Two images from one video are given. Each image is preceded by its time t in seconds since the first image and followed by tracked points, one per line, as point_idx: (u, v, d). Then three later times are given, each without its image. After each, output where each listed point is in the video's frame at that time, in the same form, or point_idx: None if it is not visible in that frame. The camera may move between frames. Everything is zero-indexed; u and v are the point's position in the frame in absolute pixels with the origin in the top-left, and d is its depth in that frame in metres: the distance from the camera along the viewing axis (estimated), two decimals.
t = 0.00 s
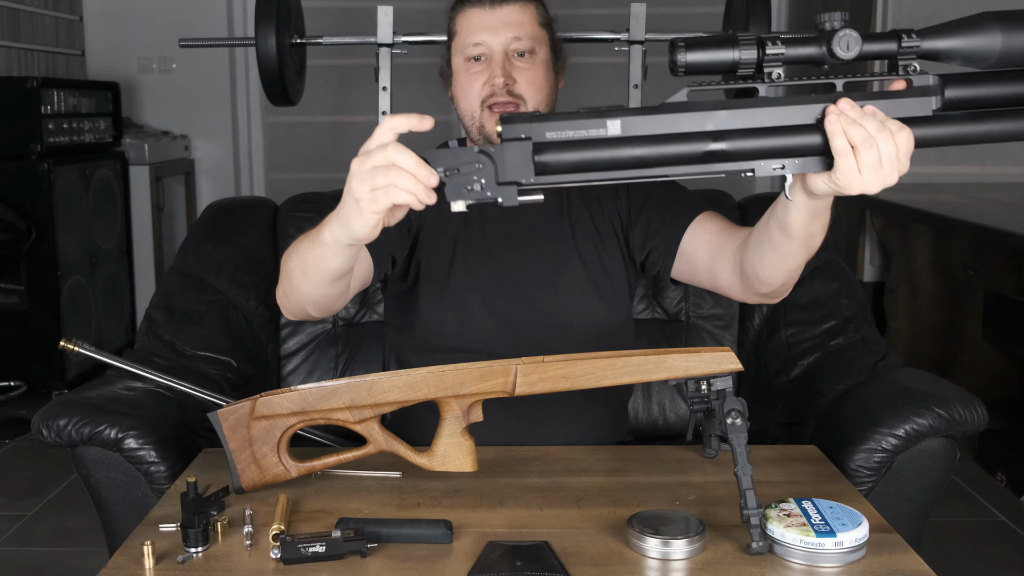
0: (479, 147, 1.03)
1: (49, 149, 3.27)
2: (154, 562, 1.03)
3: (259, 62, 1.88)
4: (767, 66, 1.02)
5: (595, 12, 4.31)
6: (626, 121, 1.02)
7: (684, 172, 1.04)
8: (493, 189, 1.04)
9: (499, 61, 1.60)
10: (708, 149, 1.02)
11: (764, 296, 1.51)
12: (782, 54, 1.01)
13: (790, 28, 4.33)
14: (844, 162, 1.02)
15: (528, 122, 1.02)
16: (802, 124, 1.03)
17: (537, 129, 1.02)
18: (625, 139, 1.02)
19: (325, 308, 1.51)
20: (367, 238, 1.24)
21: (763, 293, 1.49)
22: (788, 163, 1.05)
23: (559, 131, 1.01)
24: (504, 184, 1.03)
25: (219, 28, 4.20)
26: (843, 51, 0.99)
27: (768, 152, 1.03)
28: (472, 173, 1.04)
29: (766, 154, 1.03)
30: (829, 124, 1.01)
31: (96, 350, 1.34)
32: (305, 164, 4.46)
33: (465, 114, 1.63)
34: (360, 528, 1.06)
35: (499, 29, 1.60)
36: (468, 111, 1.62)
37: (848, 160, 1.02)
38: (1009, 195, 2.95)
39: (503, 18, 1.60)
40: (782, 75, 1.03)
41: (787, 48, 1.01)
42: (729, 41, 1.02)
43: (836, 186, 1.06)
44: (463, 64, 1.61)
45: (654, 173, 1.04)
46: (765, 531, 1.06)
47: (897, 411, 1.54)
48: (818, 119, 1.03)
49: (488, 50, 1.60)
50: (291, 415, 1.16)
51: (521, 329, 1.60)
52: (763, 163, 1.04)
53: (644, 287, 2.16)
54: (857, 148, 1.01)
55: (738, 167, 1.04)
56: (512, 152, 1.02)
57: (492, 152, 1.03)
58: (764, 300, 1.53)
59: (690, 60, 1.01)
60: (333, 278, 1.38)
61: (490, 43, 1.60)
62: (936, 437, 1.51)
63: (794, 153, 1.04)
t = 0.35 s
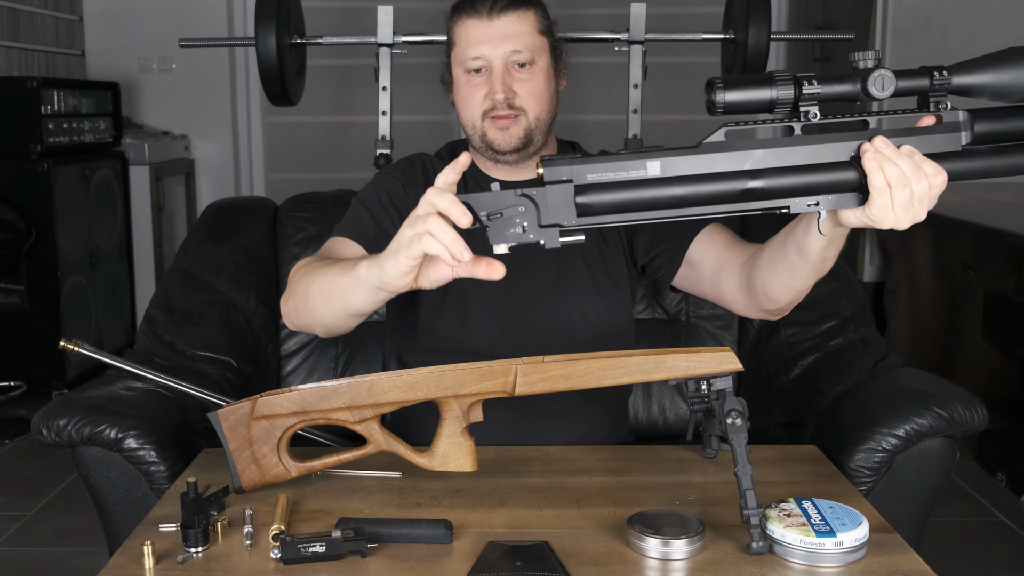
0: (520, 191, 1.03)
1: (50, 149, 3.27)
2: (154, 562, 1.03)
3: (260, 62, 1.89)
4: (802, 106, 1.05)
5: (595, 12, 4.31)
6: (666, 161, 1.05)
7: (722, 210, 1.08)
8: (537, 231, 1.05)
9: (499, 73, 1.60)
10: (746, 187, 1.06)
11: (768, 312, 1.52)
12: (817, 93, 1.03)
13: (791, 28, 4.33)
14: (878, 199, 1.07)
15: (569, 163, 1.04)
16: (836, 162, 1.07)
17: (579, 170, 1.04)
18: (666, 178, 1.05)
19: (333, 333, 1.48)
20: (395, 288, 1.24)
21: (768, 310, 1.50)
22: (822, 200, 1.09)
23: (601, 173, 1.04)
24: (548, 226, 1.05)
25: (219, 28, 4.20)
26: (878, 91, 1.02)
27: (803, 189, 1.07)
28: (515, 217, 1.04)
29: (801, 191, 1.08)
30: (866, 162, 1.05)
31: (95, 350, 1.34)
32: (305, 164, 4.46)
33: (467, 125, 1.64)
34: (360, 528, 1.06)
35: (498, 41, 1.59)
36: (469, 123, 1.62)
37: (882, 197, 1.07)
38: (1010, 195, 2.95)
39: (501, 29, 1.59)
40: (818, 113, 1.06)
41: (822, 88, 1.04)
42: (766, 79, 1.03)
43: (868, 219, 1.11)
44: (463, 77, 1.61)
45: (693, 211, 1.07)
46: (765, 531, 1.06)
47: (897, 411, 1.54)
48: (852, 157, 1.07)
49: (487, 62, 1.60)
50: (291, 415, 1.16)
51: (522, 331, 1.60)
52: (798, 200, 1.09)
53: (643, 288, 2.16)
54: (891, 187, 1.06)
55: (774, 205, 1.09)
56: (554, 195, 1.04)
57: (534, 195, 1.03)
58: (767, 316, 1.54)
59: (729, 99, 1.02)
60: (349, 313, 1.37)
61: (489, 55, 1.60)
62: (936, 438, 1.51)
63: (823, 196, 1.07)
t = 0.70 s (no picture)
0: (535, 195, 1.03)
1: (50, 149, 3.28)
2: (154, 562, 1.03)
3: (260, 62, 1.89)
4: (818, 112, 1.05)
5: (595, 12, 4.31)
6: (682, 167, 1.05)
7: (736, 216, 1.08)
8: (551, 236, 1.04)
9: (504, 73, 1.60)
10: (761, 194, 1.07)
11: (771, 316, 1.52)
12: (834, 100, 1.03)
13: (791, 28, 4.33)
14: (892, 208, 1.06)
15: (586, 168, 1.03)
16: (849, 170, 1.07)
17: (595, 175, 1.03)
18: (682, 184, 1.05)
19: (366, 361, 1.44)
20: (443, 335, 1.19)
21: (772, 313, 1.50)
22: (835, 207, 1.09)
23: (618, 179, 1.04)
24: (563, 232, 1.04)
25: (219, 28, 4.20)
26: (894, 101, 1.02)
27: (817, 196, 1.08)
28: (531, 222, 1.03)
29: (815, 199, 1.08)
30: (880, 170, 1.05)
31: (96, 350, 1.34)
32: (305, 165, 4.46)
33: (472, 125, 1.64)
34: (360, 528, 1.06)
35: (503, 40, 1.59)
36: (475, 123, 1.62)
37: (896, 206, 1.06)
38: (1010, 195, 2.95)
39: (506, 29, 1.59)
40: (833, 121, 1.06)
41: (838, 95, 1.03)
42: (783, 86, 1.02)
43: (880, 228, 1.11)
44: (468, 77, 1.61)
45: (709, 217, 1.07)
46: (765, 531, 1.06)
47: (897, 411, 1.54)
48: (866, 165, 1.07)
49: (492, 62, 1.60)
50: (291, 415, 1.16)
51: (523, 332, 1.60)
52: (811, 207, 1.09)
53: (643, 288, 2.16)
54: (904, 196, 1.06)
55: (789, 212, 1.09)
56: (571, 200, 1.03)
57: (550, 200, 1.03)
58: (769, 320, 1.55)
59: (748, 106, 1.00)
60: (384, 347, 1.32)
61: (494, 55, 1.60)
62: (936, 438, 1.51)
63: (823, 197, 1.08)
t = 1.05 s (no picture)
0: (528, 195, 1.03)
1: (50, 149, 3.27)
2: (154, 562, 1.03)
3: (260, 62, 1.89)
4: (814, 117, 1.04)
5: (595, 12, 4.31)
6: (675, 169, 1.05)
7: (728, 219, 1.08)
8: (544, 236, 1.05)
9: (504, 73, 1.60)
10: (755, 198, 1.06)
11: (767, 319, 1.52)
12: (830, 105, 1.02)
13: (791, 28, 4.33)
14: (886, 213, 1.07)
15: (580, 168, 1.04)
16: (845, 175, 1.07)
17: (589, 176, 1.04)
18: (674, 187, 1.05)
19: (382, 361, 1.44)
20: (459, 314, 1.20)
21: (768, 317, 1.51)
22: (828, 213, 1.09)
23: (611, 180, 1.04)
24: (555, 232, 1.05)
25: (219, 28, 4.20)
26: (889, 107, 1.02)
27: (811, 201, 1.07)
28: (523, 221, 1.04)
29: (810, 204, 1.08)
30: (875, 177, 1.05)
31: (95, 350, 1.34)
32: (306, 165, 4.46)
33: (472, 124, 1.64)
34: (360, 528, 1.06)
35: (503, 41, 1.59)
36: (475, 122, 1.63)
37: (890, 211, 1.07)
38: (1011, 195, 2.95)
39: (506, 29, 1.59)
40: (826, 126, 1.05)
41: (834, 100, 1.03)
42: (779, 90, 1.03)
43: (874, 234, 1.11)
44: (468, 77, 1.61)
45: (700, 220, 1.07)
46: (765, 531, 1.06)
47: (897, 411, 1.54)
48: (860, 171, 1.08)
49: (492, 62, 1.60)
50: (291, 415, 1.16)
51: (525, 333, 1.60)
52: (804, 212, 1.09)
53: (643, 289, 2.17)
54: (899, 203, 1.06)
55: (782, 216, 1.09)
56: (563, 200, 1.04)
57: (543, 200, 1.04)
58: (766, 323, 1.55)
59: (742, 108, 1.01)
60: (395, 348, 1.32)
61: (494, 55, 1.60)
62: (936, 438, 1.51)
63: (821, 201, 1.08)
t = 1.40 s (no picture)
0: (523, 181, 1.04)
1: (50, 149, 3.27)
2: (154, 562, 1.03)
3: (260, 62, 1.90)
4: (813, 113, 1.05)
5: (594, 12, 4.31)
6: (672, 161, 1.05)
7: (722, 213, 1.08)
8: (537, 223, 1.05)
9: (503, 75, 1.60)
10: (750, 191, 1.06)
11: (766, 318, 1.52)
12: (828, 100, 1.03)
13: (791, 28, 4.33)
14: (882, 212, 1.06)
15: (576, 157, 1.04)
16: (841, 171, 1.08)
17: (584, 164, 1.04)
18: (670, 178, 1.06)
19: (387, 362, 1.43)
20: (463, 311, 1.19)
21: (767, 316, 1.51)
22: (823, 209, 1.09)
23: (606, 168, 1.04)
24: (548, 219, 1.05)
25: (219, 28, 4.20)
26: (889, 106, 1.01)
27: (807, 197, 1.08)
28: (516, 207, 1.04)
29: (805, 199, 1.08)
30: (871, 176, 1.05)
31: (95, 350, 1.34)
32: (306, 165, 4.46)
33: (472, 125, 1.64)
34: (360, 528, 1.06)
35: (502, 42, 1.59)
36: (474, 123, 1.63)
37: (885, 210, 1.06)
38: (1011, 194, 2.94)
39: (505, 30, 1.59)
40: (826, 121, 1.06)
41: (834, 96, 1.03)
42: (779, 84, 1.03)
43: (868, 232, 1.10)
44: (467, 78, 1.61)
45: (695, 212, 1.07)
46: (765, 531, 1.06)
47: (897, 411, 1.54)
48: (857, 168, 1.08)
49: (491, 63, 1.60)
50: (291, 415, 1.16)
51: (525, 333, 1.60)
52: (799, 208, 1.09)
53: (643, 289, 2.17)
54: (894, 202, 1.06)
55: (776, 211, 1.09)
56: (558, 187, 1.04)
57: (538, 186, 1.04)
58: (765, 322, 1.55)
59: (740, 101, 1.01)
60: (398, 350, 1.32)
61: (493, 57, 1.59)
62: (936, 438, 1.51)
63: (817, 198, 1.08)
